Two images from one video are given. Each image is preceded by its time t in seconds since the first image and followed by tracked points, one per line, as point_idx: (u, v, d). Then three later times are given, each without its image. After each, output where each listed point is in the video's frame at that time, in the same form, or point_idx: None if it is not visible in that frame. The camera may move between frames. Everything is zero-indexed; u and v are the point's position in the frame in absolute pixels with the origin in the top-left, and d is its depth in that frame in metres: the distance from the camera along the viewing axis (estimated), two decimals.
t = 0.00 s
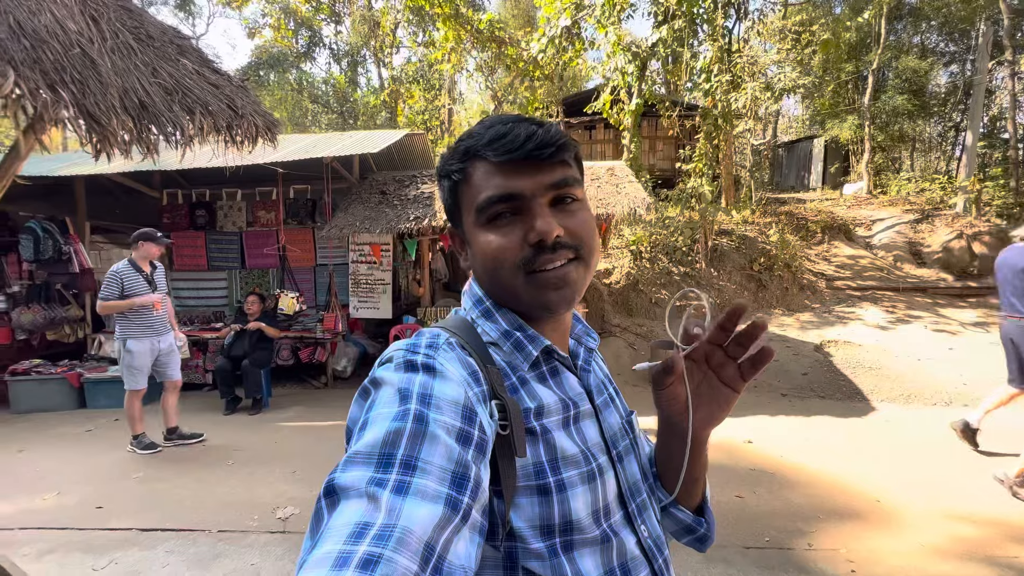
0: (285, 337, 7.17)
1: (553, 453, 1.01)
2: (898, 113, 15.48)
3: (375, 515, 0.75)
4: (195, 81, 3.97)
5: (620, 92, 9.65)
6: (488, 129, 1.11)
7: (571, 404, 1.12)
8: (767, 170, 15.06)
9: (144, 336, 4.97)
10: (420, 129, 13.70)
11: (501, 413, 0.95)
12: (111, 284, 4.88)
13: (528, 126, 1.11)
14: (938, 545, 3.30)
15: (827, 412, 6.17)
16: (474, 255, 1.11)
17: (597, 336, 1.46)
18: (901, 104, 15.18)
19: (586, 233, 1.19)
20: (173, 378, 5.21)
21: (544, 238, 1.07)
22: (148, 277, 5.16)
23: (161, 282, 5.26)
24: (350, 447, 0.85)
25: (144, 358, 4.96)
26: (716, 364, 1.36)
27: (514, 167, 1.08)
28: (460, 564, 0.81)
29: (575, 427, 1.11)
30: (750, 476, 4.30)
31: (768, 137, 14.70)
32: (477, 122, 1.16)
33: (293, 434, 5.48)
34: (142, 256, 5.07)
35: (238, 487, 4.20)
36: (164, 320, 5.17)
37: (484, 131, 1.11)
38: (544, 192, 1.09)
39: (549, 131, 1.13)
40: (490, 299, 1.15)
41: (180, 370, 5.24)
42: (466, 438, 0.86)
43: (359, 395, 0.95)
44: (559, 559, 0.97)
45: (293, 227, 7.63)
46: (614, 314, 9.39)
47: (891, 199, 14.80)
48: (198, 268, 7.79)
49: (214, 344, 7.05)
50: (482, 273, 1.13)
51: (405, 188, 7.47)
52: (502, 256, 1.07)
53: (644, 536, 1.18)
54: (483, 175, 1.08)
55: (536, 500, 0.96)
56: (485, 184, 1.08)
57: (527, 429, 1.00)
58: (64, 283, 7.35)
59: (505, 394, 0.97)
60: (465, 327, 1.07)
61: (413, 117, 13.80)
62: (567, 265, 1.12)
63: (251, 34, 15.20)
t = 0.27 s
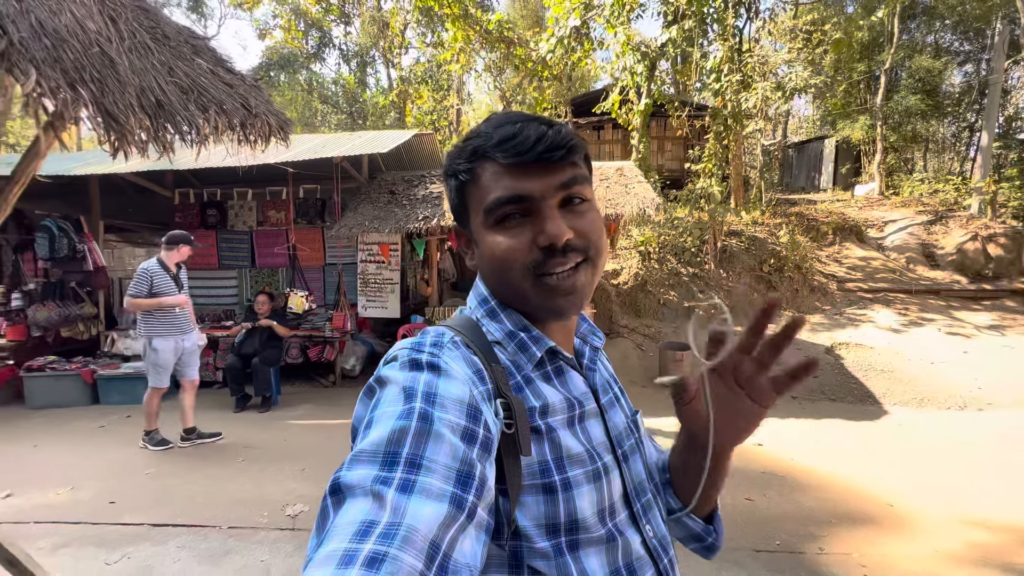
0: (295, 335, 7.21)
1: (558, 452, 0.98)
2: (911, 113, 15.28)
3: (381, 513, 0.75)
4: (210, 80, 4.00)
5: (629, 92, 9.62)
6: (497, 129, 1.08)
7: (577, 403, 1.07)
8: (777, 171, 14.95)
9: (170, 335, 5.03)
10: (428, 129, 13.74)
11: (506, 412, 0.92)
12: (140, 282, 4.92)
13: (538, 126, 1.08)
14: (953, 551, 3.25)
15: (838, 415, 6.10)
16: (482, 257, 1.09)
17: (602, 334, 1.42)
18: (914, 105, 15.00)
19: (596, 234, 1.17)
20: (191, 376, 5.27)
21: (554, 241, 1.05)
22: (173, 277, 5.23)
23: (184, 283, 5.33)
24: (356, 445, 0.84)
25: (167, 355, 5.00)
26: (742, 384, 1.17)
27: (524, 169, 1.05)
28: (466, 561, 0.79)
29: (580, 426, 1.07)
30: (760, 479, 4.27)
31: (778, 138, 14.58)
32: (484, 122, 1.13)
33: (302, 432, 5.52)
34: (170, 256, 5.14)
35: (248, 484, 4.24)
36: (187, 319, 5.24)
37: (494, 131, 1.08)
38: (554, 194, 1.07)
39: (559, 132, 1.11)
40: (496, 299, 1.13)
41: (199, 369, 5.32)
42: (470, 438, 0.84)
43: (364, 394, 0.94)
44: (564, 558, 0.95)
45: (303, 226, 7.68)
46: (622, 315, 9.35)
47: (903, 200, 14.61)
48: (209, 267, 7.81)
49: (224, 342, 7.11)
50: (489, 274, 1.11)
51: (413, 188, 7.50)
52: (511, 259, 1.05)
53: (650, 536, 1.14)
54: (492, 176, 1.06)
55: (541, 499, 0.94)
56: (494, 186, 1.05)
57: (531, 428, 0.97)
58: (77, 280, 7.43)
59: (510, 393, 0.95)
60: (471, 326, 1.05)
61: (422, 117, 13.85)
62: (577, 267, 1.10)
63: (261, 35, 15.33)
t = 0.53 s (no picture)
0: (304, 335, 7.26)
1: (563, 450, 0.96)
2: (925, 112, 15.05)
3: (382, 511, 0.73)
4: (223, 80, 3.98)
5: (638, 92, 9.57)
6: (510, 127, 1.04)
7: (582, 402, 1.06)
8: (788, 171, 14.81)
9: (199, 330, 5.12)
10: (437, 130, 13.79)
11: (511, 411, 0.90)
12: (174, 277, 4.99)
13: (552, 125, 1.05)
14: (971, 557, 3.19)
15: (851, 418, 6.02)
16: (493, 257, 1.07)
17: (609, 333, 1.41)
18: (928, 104, 14.76)
19: (608, 235, 1.15)
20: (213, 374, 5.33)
21: (569, 244, 1.03)
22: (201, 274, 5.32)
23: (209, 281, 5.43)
24: (359, 441, 0.83)
25: (193, 352, 5.05)
26: (764, 383, 1.13)
27: (540, 169, 1.03)
28: (468, 562, 0.77)
29: (585, 425, 1.05)
30: (771, 482, 4.22)
31: (789, 138, 14.44)
32: (495, 119, 1.09)
33: (311, 430, 5.55)
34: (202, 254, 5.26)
35: (258, 482, 4.26)
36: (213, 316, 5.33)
37: (506, 128, 1.05)
38: (569, 195, 1.05)
39: (574, 130, 1.08)
40: (502, 298, 1.10)
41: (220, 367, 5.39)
42: (473, 437, 0.82)
43: (368, 391, 0.92)
44: (566, 558, 0.93)
45: (312, 226, 7.73)
46: (630, 316, 9.32)
47: (917, 201, 14.40)
48: (220, 266, 7.90)
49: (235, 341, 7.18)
50: (499, 274, 1.08)
51: (422, 188, 7.52)
52: (525, 262, 1.03)
53: (652, 536, 1.12)
54: (504, 176, 1.03)
55: (545, 498, 0.92)
56: (506, 187, 1.02)
57: (536, 426, 0.95)
58: (92, 280, 7.46)
59: (515, 392, 0.92)
60: (476, 324, 1.03)
61: (430, 118, 13.89)
62: (591, 269, 1.08)
63: (272, 37, 15.46)
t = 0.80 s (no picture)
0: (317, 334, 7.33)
1: (570, 444, 0.94)
2: (946, 110, 14.71)
3: (388, 506, 0.70)
4: (240, 79, 3.98)
5: (651, 92, 9.51)
6: (541, 113, 1.02)
7: (591, 395, 1.04)
8: (803, 171, 14.61)
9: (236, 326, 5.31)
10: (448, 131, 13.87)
11: (518, 404, 0.87)
12: (211, 277, 5.12)
13: (584, 115, 1.03)
14: (996, 565, 3.10)
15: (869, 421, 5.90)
16: (507, 245, 1.05)
17: (622, 327, 1.41)
18: (949, 102, 14.43)
19: (628, 232, 1.13)
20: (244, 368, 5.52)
21: (586, 241, 1.02)
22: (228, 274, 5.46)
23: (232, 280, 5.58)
24: (364, 434, 0.79)
25: (234, 346, 5.24)
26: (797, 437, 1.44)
27: (566, 161, 1.01)
28: (476, 556, 0.75)
29: (593, 418, 1.03)
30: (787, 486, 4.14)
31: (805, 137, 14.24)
32: (525, 102, 1.07)
33: (324, 428, 5.60)
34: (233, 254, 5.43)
35: (272, 479, 4.31)
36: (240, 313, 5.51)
37: (536, 114, 1.02)
38: (592, 190, 1.03)
39: (606, 123, 1.06)
40: (514, 288, 1.08)
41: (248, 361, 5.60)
42: (480, 431, 0.79)
43: (374, 382, 0.88)
44: (573, 551, 0.91)
45: (326, 227, 7.81)
46: (642, 317, 9.26)
47: (937, 201, 14.10)
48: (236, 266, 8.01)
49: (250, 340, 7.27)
50: (512, 263, 1.07)
51: (434, 188, 7.56)
52: (538, 255, 1.02)
53: (660, 528, 1.10)
54: (528, 163, 1.01)
55: (552, 491, 0.90)
56: (529, 174, 1.00)
57: (543, 420, 0.92)
58: (113, 279, 7.60)
59: (523, 385, 0.89)
60: (485, 313, 1.00)
61: (442, 120, 13.97)
62: (605, 267, 1.07)
63: (287, 41, 15.67)
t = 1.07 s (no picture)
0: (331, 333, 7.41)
1: (573, 436, 0.94)
2: (969, 106, 14.28)
3: (389, 496, 0.71)
4: (255, 80, 4.02)
5: (663, 91, 9.44)
6: (540, 98, 1.02)
7: (595, 387, 1.04)
8: (820, 169, 14.37)
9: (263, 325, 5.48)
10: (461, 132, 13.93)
11: (521, 397, 0.87)
12: (243, 277, 5.26)
13: (583, 97, 1.03)
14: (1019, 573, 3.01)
15: (887, 424, 5.78)
16: (512, 234, 1.05)
17: (627, 318, 1.40)
18: (972, 98, 14.01)
19: (633, 218, 1.13)
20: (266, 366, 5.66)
21: (592, 227, 1.02)
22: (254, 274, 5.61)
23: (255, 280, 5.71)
24: (367, 423, 0.80)
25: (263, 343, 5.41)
26: None
27: (567, 145, 1.01)
28: (472, 549, 0.76)
29: (597, 410, 1.03)
30: (801, 488, 4.08)
31: (822, 135, 14.01)
32: (524, 89, 1.07)
33: (337, 425, 5.66)
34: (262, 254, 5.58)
35: (285, 474, 4.37)
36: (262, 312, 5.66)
37: (536, 99, 1.03)
38: (595, 175, 1.03)
39: (606, 105, 1.06)
40: (519, 279, 1.08)
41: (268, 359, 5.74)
42: (482, 424, 0.79)
43: (378, 370, 0.89)
44: (571, 541, 0.91)
45: (339, 227, 7.90)
46: (654, 317, 9.21)
47: (959, 200, 13.77)
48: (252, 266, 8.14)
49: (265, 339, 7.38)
50: (517, 252, 1.06)
51: (446, 188, 7.59)
52: (543, 242, 1.02)
53: (660, 518, 1.10)
54: (529, 150, 1.01)
55: (553, 483, 0.90)
56: (531, 161, 1.00)
57: (546, 411, 0.93)
58: (133, 278, 7.84)
59: (526, 377, 0.89)
60: (489, 304, 1.00)
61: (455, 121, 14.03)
62: (612, 252, 1.07)
63: (302, 44, 15.89)
